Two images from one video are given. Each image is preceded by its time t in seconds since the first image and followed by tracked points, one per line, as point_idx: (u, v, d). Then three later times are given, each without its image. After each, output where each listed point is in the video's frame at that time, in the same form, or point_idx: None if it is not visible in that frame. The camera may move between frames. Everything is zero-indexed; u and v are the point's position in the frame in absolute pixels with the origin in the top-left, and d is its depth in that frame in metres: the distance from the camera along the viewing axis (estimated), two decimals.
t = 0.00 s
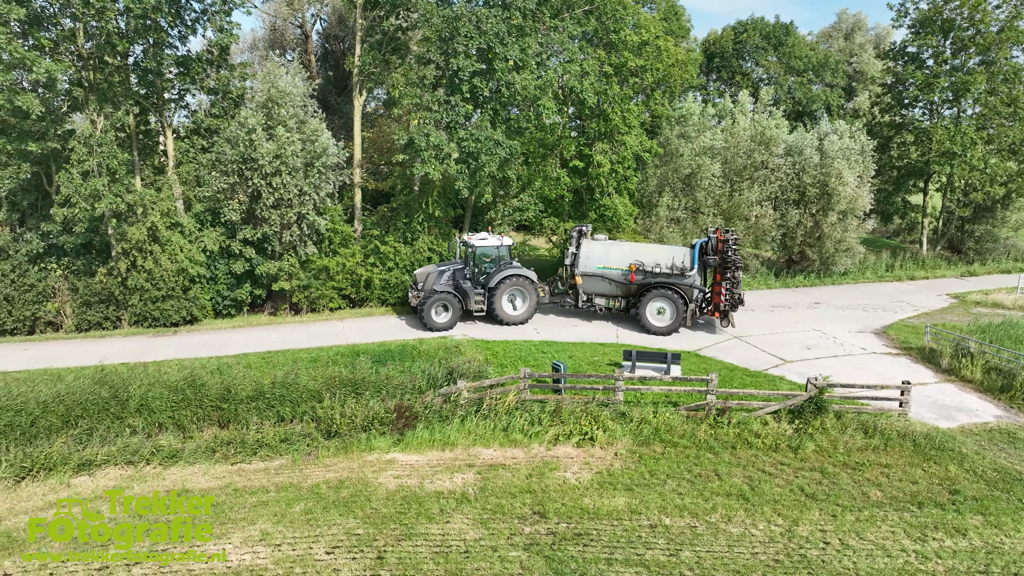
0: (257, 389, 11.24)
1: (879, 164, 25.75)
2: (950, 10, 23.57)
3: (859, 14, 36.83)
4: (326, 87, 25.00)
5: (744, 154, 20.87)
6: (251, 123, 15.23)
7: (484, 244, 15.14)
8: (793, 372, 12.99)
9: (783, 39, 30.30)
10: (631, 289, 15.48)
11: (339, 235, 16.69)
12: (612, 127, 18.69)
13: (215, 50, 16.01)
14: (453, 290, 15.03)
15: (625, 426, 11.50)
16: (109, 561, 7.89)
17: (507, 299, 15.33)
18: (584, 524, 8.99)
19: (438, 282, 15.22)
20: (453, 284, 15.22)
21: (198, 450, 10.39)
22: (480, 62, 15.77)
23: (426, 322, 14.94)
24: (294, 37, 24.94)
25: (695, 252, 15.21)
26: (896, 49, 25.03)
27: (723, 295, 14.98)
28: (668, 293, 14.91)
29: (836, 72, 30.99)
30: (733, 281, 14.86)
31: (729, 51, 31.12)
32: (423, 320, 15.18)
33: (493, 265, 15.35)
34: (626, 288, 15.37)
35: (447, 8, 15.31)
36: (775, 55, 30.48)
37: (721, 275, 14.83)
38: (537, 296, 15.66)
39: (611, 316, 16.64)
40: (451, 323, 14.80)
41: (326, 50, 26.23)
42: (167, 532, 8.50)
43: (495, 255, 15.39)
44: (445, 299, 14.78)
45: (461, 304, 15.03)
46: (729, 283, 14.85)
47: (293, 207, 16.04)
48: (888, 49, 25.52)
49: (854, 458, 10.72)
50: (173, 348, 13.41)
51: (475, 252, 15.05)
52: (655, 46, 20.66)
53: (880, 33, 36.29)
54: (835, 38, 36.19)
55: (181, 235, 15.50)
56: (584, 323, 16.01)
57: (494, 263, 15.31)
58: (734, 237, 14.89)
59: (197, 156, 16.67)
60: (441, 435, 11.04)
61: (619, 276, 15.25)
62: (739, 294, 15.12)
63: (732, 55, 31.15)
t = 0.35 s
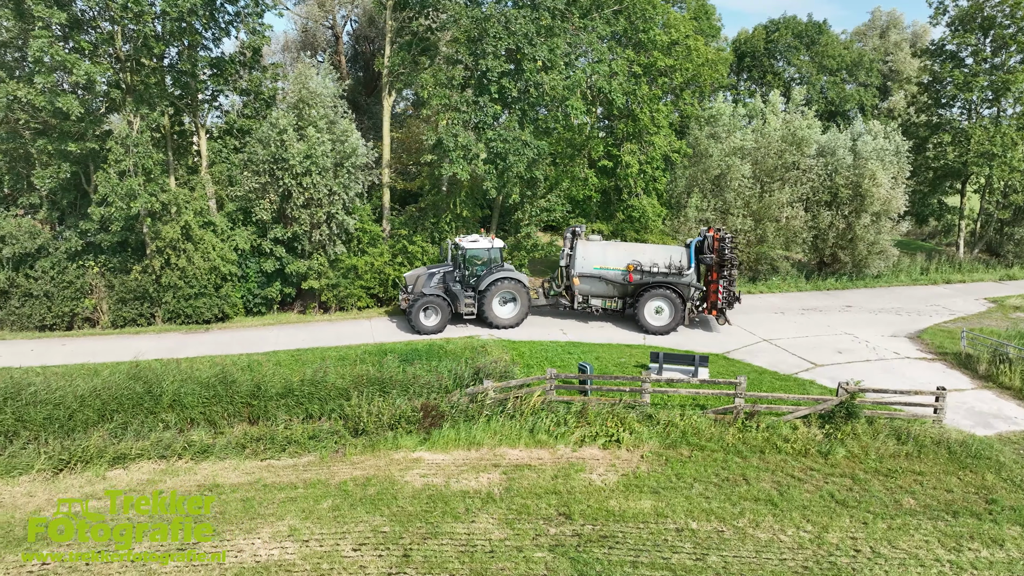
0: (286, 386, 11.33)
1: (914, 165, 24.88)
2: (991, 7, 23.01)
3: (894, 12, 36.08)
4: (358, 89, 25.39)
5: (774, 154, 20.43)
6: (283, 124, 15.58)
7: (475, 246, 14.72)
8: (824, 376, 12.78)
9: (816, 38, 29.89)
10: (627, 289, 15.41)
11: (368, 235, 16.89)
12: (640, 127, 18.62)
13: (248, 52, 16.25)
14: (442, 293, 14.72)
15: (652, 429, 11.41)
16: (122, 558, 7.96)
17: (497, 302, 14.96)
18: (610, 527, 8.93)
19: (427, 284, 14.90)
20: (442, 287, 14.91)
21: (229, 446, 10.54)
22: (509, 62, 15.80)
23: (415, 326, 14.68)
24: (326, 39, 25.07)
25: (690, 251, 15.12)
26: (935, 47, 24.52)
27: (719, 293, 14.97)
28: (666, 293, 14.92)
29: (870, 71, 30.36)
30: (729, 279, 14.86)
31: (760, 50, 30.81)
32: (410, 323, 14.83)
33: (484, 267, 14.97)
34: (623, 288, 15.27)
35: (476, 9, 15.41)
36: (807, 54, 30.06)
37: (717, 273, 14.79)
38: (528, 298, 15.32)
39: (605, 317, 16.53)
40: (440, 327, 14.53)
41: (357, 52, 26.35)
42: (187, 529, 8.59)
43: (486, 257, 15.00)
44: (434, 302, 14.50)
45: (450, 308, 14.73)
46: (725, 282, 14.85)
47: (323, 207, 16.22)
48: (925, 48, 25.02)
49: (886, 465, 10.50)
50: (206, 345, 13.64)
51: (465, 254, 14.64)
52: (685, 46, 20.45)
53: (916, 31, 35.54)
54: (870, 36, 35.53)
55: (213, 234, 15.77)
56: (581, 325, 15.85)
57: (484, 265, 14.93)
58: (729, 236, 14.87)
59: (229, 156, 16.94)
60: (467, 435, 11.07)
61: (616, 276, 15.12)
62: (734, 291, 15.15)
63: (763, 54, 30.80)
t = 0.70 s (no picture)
0: (320, 384, 11.45)
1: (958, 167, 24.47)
2: None
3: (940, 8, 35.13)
4: (392, 88, 25.54)
5: (812, 155, 20.16)
6: (319, 124, 15.81)
7: (469, 248, 14.51)
8: (862, 382, 12.49)
9: (858, 36, 29.60)
10: (625, 290, 15.32)
11: (402, 234, 16.99)
12: (676, 128, 18.60)
13: (286, 53, 16.50)
14: (435, 295, 14.50)
15: (684, 432, 11.30)
16: (156, 551, 8.10)
17: (490, 305, 14.69)
18: (641, 530, 8.85)
19: (420, 286, 14.70)
20: (435, 290, 14.71)
21: (264, 441, 10.70)
22: (543, 63, 15.81)
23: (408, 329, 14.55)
24: (362, 40, 25.41)
25: (687, 252, 15.17)
26: (984, 45, 23.82)
27: (717, 294, 15.07)
28: (665, 293, 14.88)
29: (914, 70, 29.68)
30: (727, 280, 14.97)
31: (799, 49, 30.38)
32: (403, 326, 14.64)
33: (478, 269, 14.73)
34: (621, 290, 15.19)
35: (512, 10, 15.45)
36: (848, 53, 29.55)
37: (716, 274, 14.87)
38: (523, 301, 15.04)
39: (604, 318, 16.46)
40: (432, 330, 14.33)
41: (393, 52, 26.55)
42: (221, 522, 8.75)
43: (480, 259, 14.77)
44: (426, 305, 14.30)
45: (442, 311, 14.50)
46: (723, 282, 14.96)
47: (358, 207, 16.31)
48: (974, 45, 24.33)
49: (928, 474, 10.23)
50: (242, 341, 13.90)
51: (458, 256, 14.42)
52: (722, 45, 20.15)
53: (963, 29, 34.55)
54: (914, 33, 34.67)
55: (251, 232, 16.07)
56: (580, 327, 15.80)
57: (479, 267, 14.69)
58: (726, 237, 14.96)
59: (268, 156, 17.21)
60: (499, 435, 11.09)
61: (615, 278, 15.00)
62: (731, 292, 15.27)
63: (802, 53, 30.35)
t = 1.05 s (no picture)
0: (352, 381, 11.54)
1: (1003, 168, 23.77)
2: None
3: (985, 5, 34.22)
4: (426, 89, 25.51)
5: (850, 156, 19.89)
6: (354, 125, 16.04)
7: (458, 250, 14.51)
8: (899, 388, 12.18)
9: (899, 34, 29.00)
10: (617, 292, 15.20)
11: (434, 234, 17.24)
12: (710, 128, 18.39)
13: (322, 54, 16.70)
14: (424, 298, 14.42)
15: (716, 436, 11.15)
16: (188, 544, 8.23)
17: (479, 308, 14.59)
18: (671, 535, 8.76)
19: (409, 289, 14.61)
20: (424, 292, 14.65)
21: (297, 437, 10.83)
22: (577, 63, 15.79)
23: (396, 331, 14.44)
24: (395, 40, 25.76)
25: (679, 253, 15.00)
26: None
27: (710, 294, 15.06)
28: (658, 295, 14.77)
29: (958, 68, 29.10)
30: (719, 280, 14.99)
31: (837, 47, 29.95)
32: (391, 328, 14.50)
33: (467, 271, 14.69)
34: (614, 291, 15.08)
35: (545, 10, 15.45)
36: (889, 52, 28.96)
37: (708, 274, 14.86)
38: (512, 304, 14.90)
39: (596, 320, 16.34)
40: (421, 332, 14.17)
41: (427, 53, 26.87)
42: (254, 516, 8.89)
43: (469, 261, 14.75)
44: (414, 307, 14.18)
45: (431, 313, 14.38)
46: (715, 283, 14.98)
47: (391, 207, 16.57)
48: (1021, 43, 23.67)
49: (968, 484, 9.95)
50: (276, 339, 14.12)
51: (447, 258, 14.43)
52: (759, 44, 19.67)
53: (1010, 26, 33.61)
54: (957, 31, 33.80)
55: (285, 231, 16.32)
56: (573, 329, 15.68)
57: (468, 270, 14.68)
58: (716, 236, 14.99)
59: (303, 156, 17.45)
60: (528, 436, 11.07)
61: (607, 280, 14.90)
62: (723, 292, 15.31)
63: (841, 51, 29.91)
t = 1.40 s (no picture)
0: (383, 379, 11.60)
1: None
2: None
3: None
4: (458, 89, 25.97)
5: (889, 157, 19.48)
6: (387, 125, 16.21)
7: (443, 252, 14.30)
8: (938, 396, 11.87)
9: (942, 32, 28.52)
10: (605, 292, 15.12)
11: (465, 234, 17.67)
12: (744, 129, 18.14)
13: (356, 55, 16.82)
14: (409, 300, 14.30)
15: (747, 441, 11.00)
16: (224, 537, 8.38)
17: (463, 310, 14.44)
18: (701, 540, 8.65)
19: (393, 291, 14.50)
20: (408, 294, 14.54)
21: (329, 434, 10.93)
22: (609, 63, 15.77)
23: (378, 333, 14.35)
24: (429, 41, 25.88)
25: (667, 253, 14.97)
26: None
27: (697, 294, 15.01)
28: (646, 296, 14.72)
29: (1004, 66, 28.15)
30: (706, 280, 14.94)
31: (877, 46, 29.56)
32: (372, 330, 14.39)
33: (452, 274, 14.48)
34: (601, 292, 15.01)
35: (578, 11, 15.44)
36: (930, 50, 28.60)
37: (696, 275, 14.79)
38: (496, 307, 14.72)
39: (583, 321, 16.23)
40: (404, 334, 14.11)
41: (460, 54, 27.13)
42: (286, 511, 9.01)
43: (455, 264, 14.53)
44: (398, 309, 14.06)
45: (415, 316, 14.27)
46: (702, 283, 14.94)
47: (423, 207, 16.79)
48: None
49: (1011, 495, 9.65)
50: (309, 337, 14.32)
51: (432, 261, 14.21)
52: (795, 43, 19.12)
53: None
54: (1001, 28, 32.73)
55: (319, 231, 16.55)
56: (560, 331, 15.51)
57: (453, 272, 14.45)
58: (704, 236, 14.95)
59: (336, 157, 17.35)
60: (557, 436, 11.04)
61: (595, 281, 14.81)
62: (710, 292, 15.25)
63: (880, 50, 29.51)
